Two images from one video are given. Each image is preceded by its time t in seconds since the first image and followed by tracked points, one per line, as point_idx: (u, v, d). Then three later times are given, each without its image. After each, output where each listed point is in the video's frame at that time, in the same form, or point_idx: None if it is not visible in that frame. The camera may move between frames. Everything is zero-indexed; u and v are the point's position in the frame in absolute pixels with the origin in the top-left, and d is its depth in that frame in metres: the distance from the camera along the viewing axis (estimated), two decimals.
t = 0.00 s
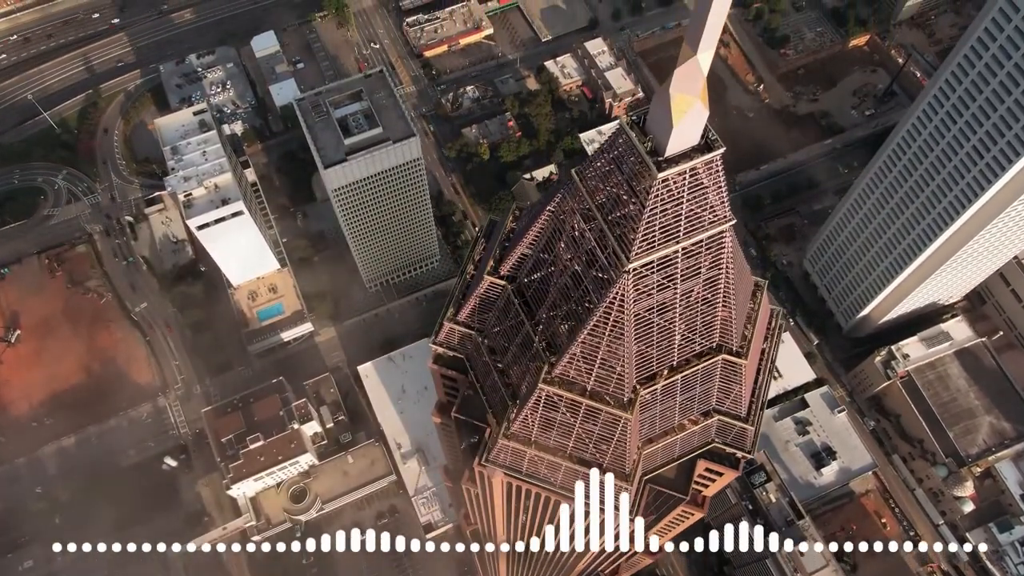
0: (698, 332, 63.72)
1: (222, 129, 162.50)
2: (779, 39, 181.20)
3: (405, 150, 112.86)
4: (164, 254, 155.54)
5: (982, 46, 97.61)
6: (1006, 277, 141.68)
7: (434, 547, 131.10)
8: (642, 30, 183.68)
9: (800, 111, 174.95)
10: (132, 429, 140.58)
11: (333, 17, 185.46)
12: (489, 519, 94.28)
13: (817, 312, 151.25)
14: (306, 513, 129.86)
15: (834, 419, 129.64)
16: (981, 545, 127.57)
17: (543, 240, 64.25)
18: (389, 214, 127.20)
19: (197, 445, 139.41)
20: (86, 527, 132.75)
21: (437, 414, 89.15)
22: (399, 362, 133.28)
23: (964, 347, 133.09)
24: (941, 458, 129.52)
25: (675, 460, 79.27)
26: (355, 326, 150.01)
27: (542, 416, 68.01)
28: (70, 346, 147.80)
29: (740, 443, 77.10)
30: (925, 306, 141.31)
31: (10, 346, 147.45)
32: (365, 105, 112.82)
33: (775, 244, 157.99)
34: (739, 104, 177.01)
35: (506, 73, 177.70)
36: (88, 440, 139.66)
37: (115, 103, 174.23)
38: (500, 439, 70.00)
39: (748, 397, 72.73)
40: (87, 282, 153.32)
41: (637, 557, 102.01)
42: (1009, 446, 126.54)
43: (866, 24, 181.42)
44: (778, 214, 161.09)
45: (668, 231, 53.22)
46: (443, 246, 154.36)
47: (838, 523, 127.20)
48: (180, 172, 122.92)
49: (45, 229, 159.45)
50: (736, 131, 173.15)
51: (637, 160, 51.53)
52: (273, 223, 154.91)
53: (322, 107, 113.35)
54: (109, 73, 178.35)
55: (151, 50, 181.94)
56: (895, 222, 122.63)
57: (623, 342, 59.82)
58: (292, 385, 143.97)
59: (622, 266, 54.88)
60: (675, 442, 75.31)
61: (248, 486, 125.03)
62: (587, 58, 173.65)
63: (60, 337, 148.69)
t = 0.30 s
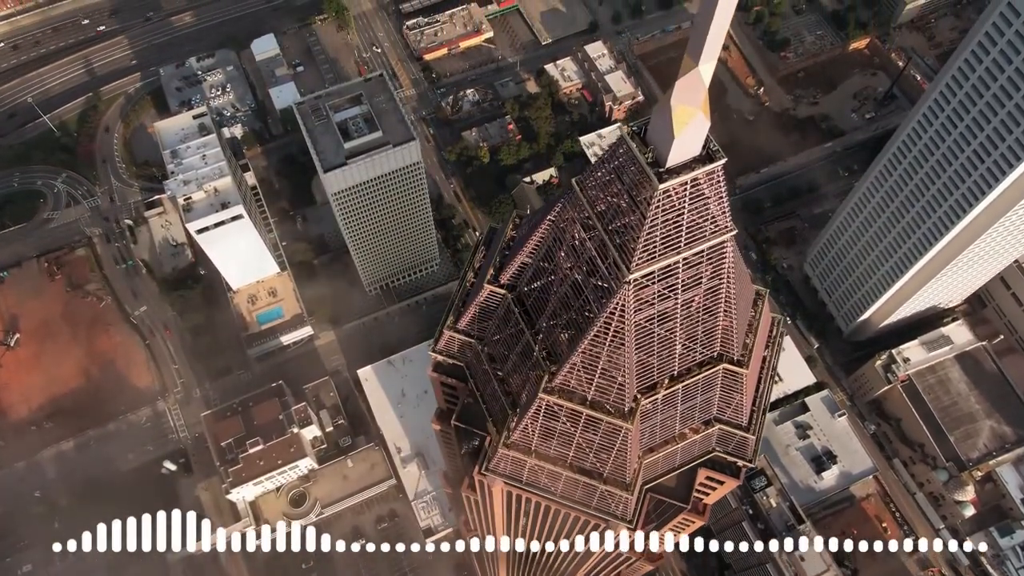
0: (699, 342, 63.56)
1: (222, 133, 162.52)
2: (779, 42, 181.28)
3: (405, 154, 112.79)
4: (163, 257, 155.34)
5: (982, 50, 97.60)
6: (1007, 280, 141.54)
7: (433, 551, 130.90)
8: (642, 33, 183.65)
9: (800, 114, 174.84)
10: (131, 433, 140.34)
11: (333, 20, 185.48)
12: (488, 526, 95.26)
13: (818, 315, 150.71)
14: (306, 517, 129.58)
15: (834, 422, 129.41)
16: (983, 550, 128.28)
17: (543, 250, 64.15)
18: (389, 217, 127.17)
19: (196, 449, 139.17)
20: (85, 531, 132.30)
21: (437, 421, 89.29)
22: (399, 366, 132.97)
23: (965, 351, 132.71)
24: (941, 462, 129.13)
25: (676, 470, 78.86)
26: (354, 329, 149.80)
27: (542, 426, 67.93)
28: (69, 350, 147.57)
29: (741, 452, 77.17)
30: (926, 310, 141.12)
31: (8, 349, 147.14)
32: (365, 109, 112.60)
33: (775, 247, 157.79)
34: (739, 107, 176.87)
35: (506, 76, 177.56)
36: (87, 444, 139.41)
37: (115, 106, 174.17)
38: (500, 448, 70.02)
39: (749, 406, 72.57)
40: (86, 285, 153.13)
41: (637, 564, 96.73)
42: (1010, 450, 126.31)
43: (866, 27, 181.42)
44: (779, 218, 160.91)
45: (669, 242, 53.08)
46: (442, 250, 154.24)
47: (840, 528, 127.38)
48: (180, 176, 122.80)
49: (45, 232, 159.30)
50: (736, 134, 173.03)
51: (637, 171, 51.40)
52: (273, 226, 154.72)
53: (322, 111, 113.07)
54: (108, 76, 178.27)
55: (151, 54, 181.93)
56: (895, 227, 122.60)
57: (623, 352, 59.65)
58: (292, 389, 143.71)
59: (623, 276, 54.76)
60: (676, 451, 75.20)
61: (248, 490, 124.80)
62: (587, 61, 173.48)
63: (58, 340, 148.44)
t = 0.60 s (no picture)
0: (700, 351, 63.47)
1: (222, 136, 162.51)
2: (779, 45, 181.35)
3: (405, 158, 112.66)
4: (163, 261, 155.24)
5: (983, 55, 97.69)
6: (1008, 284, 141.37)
7: (433, 556, 130.54)
8: (642, 36, 183.71)
9: (801, 117, 174.77)
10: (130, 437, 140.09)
11: (333, 23, 185.48)
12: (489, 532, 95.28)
13: (819, 319, 150.39)
14: (305, 521, 129.61)
15: (835, 426, 129.09)
16: (984, 554, 127.89)
17: (543, 259, 64.07)
18: (389, 221, 127.12)
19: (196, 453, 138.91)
20: (83, 535, 131.83)
21: (434, 428, 89.21)
22: (399, 369, 132.67)
23: (965, 354, 132.43)
24: (942, 466, 128.93)
25: (676, 479, 78.59)
26: (354, 333, 149.60)
27: (542, 435, 67.87)
28: (69, 353, 147.29)
29: (741, 460, 77.02)
30: (926, 314, 140.98)
31: (8, 353, 146.89)
32: (365, 113, 112.64)
33: (775, 250, 157.55)
34: (739, 110, 176.77)
35: (506, 79, 177.52)
36: (86, 447, 139.13)
37: (115, 109, 174.13)
38: (500, 457, 70.02)
39: (750, 415, 72.50)
40: (86, 289, 152.94)
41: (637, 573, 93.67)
42: (1010, 454, 125.86)
43: (867, 30, 181.46)
44: (779, 221, 160.82)
45: (670, 252, 53.08)
46: (442, 253, 154.13)
47: (840, 533, 126.67)
48: (179, 180, 122.65)
49: (45, 235, 159.20)
50: (736, 137, 172.93)
51: (638, 181, 51.31)
52: (273, 230, 154.49)
53: (322, 115, 113.09)
54: (108, 79, 178.23)
55: (151, 56, 181.89)
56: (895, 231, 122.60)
57: (624, 362, 59.58)
58: (291, 393, 143.47)
59: (623, 287, 54.74)
60: (677, 461, 74.96)
61: (247, 494, 124.46)
62: (587, 64, 173.28)
63: (57, 344, 148.14)
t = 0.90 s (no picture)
0: (701, 361, 63.38)
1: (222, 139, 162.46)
2: (779, 49, 181.38)
3: (405, 162, 112.57)
4: (163, 264, 155.16)
5: (983, 59, 97.75)
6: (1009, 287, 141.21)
7: (432, 560, 130.13)
8: (642, 39, 183.76)
9: (801, 120, 174.68)
10: (130, 440, 139.87)
11: (333, 26, 185.51)
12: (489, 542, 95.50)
13: (819, 322, 150.12)
14: (305, 525, 129.48)
15: (835, 430, 129.15)
16: (985, 558, 127.51)
17: (543, 268, 64.13)
18: (389, 224, 127.10)
19: (195, 457, 138.71)
20: (82, 539, 131.43)
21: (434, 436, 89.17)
22: (399, 373, 132.48)
23: (966, 358, 132.30)
24: (942, 470, 128.75)
25: (677, 488, 78.54)
26: (354, 336, 149.46)
27: (542, 444, 67.81)
28: (68, 356, 147.05)
29: (743, 469, 77.15)
30: (927, 317, 140.77)
31: (7, 357, 146.63)
32: (364, 116, 112.35)
33: (776, 254, 157.35)
34: (739, 113, 176.66)
35: (506, 83, 177.43)
36: (85, 451, 138.87)
37: (115, 112, 174.08)
38: (500, 466, 70.01)
39: (751, 425, 72.48)
40: (85, 292, 152.71)
41: None
42: (1011, 458, 125.51)
43: (867, 33, 181.44)
44: (779, 224, 160.64)
45: (671, 263, 53.07)
46: (442, 257, 154.07)
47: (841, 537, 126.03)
48: (179, 183, 122.48)
49: (45, 238, 159.05)
50: (736, 140, 172.76)
51: (639, 192, 51.28)
52: (273, 233, 154.34)
53: (322, 119, 113.09)
54: (108, 81, 178.20)
55: (151, 59, 181.83)
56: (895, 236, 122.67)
57: (624, 372, 59.52)
58: (291, 396, 143.20)
59: (624, 298, 54.73)
60: (678, 470, 74.76)
61: (247, 498, 124.01)
62: (587, 67, 173.27)
63: (57, 347, 147.85)
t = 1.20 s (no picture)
0: (703, 373, 63.48)
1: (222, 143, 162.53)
2: (779, 52, 181.44)
3: (405, 167, 112.49)
4: (163, 268, 154.96)
5: (983, 65, 97.78)
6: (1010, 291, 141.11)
7: (432, 565, 129.72)
8: (642, 43, 183.76)
9: (801, 124, 174.60)
10: (129, 445, 139.53)
11: (333, 30, 185.65)
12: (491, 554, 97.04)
13: (821, 327, 149.72)
14: (303, 531, 127.42)
15: (836, 435, 128.93)
16: (986, 564, 125.39)
17: (543, 278, 64.38)
18: (389, 229, 127.21)
19: (195, 461, 138.39)
20: (81, 544, 130.88)
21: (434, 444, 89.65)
22: (399, 377, 132.49)
23: (967, 362, 131.93)
24: (943, 475, 128.52)
25: (679, 498, 79.02)
26: (354, 340, 149.31)
27: (543, 454, 67.96)
28: (67, 360, 146.76)
29: (746, 479, 77.78)
30: (928, 321, 140.52)
31: (5, 360, 146.18)
32: (364, 120, 112.13)
33: (776, 258, 157.13)
34: (739, 117, 176.58)
35: (506, 86, 177.31)
36: (84, 455, 138.46)
37: (114, 115, 174.03)
38: (500, 476, 70.18)
39: (752, 435, 72.70)
40: (85, 296, 152.52)
41: None
42: (1012, 463, 125.10)
43: (867, 37, 181.48)
44: (779, 228, 160.52)
45: (672, 276, 53.21)
46: (443, 261, 153.98)
47: (841, 543, 127.00)
48: (178, 188, 122.22)
49: (44, 242, 158.90)
50: (736, 144, 172.68)
51: (640, 204, 51.44)
52: (273, 237, 154.15)
53: (322, 123, 112.80)
54: (108, 85, 178.16)
55: (151, 62, 181.81)
56: (895, 242, 122.68)
57: (625, 383, 59.58)
58: (290, 401, 142.98)
59: (625, 310, 54.84)
60: (680, 480, 75.10)
61: (247, 503, 123.36)
62: (587, 71, 173.32)
63: (56, 352, 147.53)
